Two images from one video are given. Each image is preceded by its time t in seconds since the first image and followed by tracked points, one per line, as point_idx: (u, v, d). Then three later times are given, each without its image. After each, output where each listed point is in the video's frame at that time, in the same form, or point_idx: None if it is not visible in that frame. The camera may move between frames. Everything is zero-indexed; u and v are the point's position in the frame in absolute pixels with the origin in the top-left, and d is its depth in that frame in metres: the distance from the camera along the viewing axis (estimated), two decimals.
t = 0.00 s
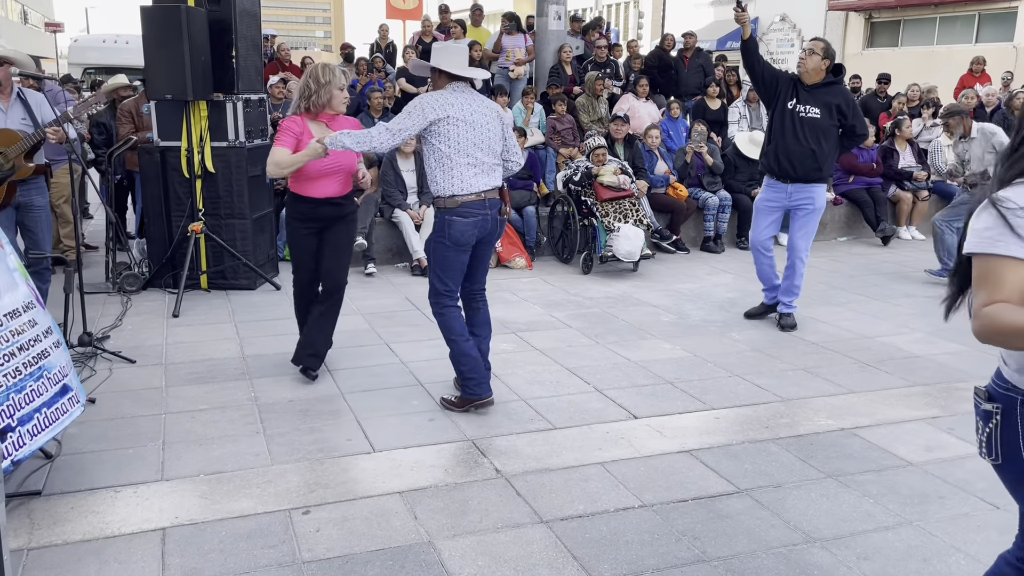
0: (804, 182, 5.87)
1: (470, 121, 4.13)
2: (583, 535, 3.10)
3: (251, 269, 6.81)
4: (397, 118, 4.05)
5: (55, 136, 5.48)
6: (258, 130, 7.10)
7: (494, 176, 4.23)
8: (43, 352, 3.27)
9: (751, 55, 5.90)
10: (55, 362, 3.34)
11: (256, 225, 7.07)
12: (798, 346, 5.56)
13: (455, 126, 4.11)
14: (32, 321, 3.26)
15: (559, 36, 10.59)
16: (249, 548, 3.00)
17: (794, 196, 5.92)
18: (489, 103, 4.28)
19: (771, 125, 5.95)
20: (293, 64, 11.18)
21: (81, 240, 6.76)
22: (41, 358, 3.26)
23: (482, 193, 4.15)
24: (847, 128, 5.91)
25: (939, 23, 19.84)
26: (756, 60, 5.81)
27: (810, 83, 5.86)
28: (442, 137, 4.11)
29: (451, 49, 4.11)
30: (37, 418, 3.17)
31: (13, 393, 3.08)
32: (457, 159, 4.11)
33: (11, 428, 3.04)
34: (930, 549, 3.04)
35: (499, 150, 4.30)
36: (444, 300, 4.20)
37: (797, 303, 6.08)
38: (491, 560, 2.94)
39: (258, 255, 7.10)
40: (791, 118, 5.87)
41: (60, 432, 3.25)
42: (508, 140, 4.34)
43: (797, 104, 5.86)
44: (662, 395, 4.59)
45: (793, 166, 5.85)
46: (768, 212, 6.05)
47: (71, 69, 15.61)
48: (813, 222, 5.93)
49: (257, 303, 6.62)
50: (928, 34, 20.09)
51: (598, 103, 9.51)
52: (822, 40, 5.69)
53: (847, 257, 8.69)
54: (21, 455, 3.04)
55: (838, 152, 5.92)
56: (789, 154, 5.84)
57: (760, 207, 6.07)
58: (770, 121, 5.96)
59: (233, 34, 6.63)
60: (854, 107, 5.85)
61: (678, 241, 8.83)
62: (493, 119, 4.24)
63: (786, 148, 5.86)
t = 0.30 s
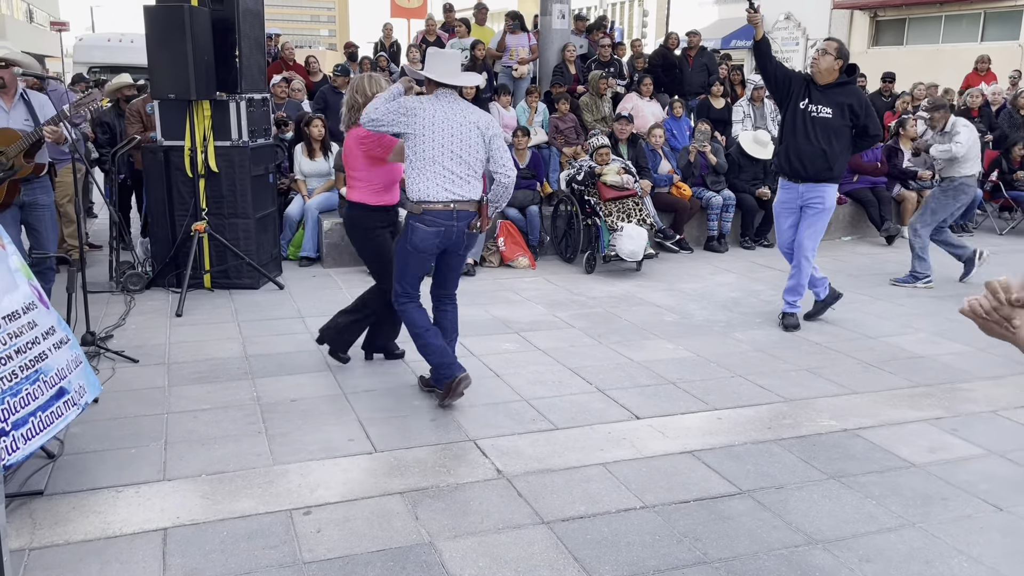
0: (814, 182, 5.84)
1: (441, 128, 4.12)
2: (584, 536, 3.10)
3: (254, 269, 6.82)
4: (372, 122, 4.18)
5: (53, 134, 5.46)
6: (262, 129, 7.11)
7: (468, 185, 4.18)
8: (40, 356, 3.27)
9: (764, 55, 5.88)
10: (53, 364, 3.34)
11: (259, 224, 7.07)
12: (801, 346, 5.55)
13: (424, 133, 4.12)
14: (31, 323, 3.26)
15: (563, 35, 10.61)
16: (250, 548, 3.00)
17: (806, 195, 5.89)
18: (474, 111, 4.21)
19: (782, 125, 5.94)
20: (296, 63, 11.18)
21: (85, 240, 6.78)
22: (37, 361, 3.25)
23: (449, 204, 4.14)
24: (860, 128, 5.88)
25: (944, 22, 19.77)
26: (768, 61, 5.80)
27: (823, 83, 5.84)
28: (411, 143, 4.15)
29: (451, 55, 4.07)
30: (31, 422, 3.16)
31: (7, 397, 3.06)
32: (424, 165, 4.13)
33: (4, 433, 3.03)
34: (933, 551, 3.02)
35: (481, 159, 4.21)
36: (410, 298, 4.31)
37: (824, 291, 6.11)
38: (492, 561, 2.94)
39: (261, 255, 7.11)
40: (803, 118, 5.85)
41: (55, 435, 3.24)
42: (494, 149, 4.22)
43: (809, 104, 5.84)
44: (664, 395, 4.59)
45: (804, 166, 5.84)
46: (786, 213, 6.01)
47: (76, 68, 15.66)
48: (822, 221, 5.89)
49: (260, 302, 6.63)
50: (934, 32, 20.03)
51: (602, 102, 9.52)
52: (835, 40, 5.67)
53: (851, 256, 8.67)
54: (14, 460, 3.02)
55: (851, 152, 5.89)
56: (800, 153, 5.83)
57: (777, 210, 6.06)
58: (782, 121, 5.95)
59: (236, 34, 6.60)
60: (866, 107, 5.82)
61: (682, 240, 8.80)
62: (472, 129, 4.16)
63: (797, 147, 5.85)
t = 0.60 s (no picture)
0: (835, 179, 5.82)
1: (405, 120, 4.20)
2: (591, 537, 3.08)
3: (259, 266, 6.80)
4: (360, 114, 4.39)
5: (58, 140, 5.46)
6: (266, 127, 7.09)
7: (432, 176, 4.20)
8: (40, 357, 3.25)
9: (782, 53, 5.84)
10: (52, 365, 3.32)
11: (264, 222, 7.06)
12: (807, 345, 5.52)
13: (389, 125, 4.24)
14: (31, 324, 3.25)
15: (567, 32, 10.60)
16: (255, 548, 2.99)
17: (826, 191, 5.87)
18: (442, 102, 4.21)
19: (801, 122, 5.92)
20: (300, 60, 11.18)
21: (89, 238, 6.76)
22: (36, 364, 3.23)
23: (413, 194, 4.21)
24: (880, 123, 5.82)
25: (949, 19, 19.69)
26: (787, 58, 5.77)
27: (842, 79, 5.80)
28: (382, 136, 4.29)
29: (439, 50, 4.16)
30: (25, 426, 3.14)
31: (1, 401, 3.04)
32: (390, 156, 4.25)
33: None
34: (943, 553, 3.00)
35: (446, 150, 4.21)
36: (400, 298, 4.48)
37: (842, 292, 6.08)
38: (499, 561, 2.92)
39: (265, 252, 7.09)
40: (822, 114, 5.82)
41: (49, 439, 3.22)
42: (463, 140, 4.19)
43: (829, 100, 5.81)
44: (670, 394, 4.56)
45: (824, 162, 5.81)
46: (808, 210, 6.03)
47: (80, 66, 15.65)
48: (843, 215, 5.85)
49: (264, 300, 6.61)
50: (939, 29, 19.95)
51: (606, 99, 9.50)
52: (854, 37, 5.64)
53: (857, 255, 8.63)
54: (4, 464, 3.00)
55: (871, 148, 5.85)
56: (820, 150, 5.81)
57: (800, 207, 6.07)
58: (802, 118, 5.92)
59: (241, 31, 6.57)
60: (887, 102, 5.76)
61: (687, 238, 8.79)
62: (435, 118, 4.17)
63: (817, 143, 5.82)
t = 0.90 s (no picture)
0: (860, 177, 5.78)
1: (383, 131, 4.21)
2: (608, 543, 3.04)
3: (266, 266, 6.78)
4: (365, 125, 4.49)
5: (64, 134, 5.44)
6: (273, 126, 7.05)
7: (400, 191, 4.17)
8: (50, 362, 3.23)
9: (807, 52, 5.80)
10: (61, 371, 3.29)
11: (271, 222, 7.02)
12: (819, 347, 5.49)
13: (372, 135, 4.27)
14: (41, 329, 3.22)
15: (573, 29, 10.59)
16: (270, 555, 2.96)
17: (853, 189, 5.83)
18: (424, 118, 4.16)
19: (826, 121, 5.88)
20: (305, 59, 11.14)
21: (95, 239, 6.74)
22: (46, 369, 3.20)
23: (380, 206, 4.24)
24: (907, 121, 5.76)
25: (955, 17, 19.62)
26: (812, 56, 5.74)
27: (867, 77, 5.75)
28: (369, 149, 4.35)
29: (439, 60, 4.18)
30: (36, 432, 3.11)
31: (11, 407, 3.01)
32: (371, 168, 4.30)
33: (4, 444, 2.98)
34: (964, 560, 2.96)
35: (417, 166, 4.16)
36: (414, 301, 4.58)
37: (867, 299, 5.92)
38: (516, 568, 2.88)
39: (272, 252, 7.06)
40: (847, 113, 5.78)
41: (60, 445, 3.19)
42: (433, 158, 4.12)
43: (854, 99, 5.76)
44: (683, 397, 4.53)
45: (850, 161, 5.79)
46: (834, 209, 5.99)
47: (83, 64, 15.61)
48: (873, 211, 5.78)
49: (271, 301, 6.58)
50: (946, 27, 19.86)
51: (613, 98, 9.47)
52: (880, 34, 5.60)
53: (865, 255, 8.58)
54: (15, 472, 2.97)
55: (897, 146, 5.81)
56: (845, 148, 5.78)
57: (827, 207, 6.02)
58: (827, 117, 5.88)
59: (248, 30, 6.55)
60: (914, 100, 5.70)
61: (694, 238, 8.75)
62: (409, 134, 4.13)
63: (843, 143, 5.79)
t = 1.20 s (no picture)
0: (892, 178, 5.76)
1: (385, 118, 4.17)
2: (624, 549, 3.01)
3: (272, 266, 6.74)
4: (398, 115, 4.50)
5: (68, 134, 5.40)
6: (278, 125, 7.00)
7: (388, 178, 4.13)
8: (56, 366, 3.19)
9: (838, 50, 5.73)
10: (68, 375, 3.26)
11: (277, 221, 6.99)
12: (830, 347, 5.45)
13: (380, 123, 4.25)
14: (49, 332, 3.19)
15: (577, 28, 10.64)
16: (281, 561, 2.92)
17: (885, 191, 5.81)
18: (414, 103, 4.04)
19: (857, 119, 5.81)
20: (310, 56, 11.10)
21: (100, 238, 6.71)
22: (53, 373, 3.17)
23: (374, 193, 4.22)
24: (939, 121, 5.66)
25: (960, 14, 19.55)
26: (843, 53, 5.66)
27: (899, 75, 5.67)
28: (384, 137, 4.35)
29: (451, 50, 4.11)
30: (44, 436, 3.07)
31: (18, 412, 2.97)
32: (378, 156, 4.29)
33: (12, 449, 2.94)
34: (985, 566, 2.92)
35: (403, 152, 4.06)
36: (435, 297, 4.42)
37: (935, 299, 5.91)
38: (530, 574, 2.85)
39: (278, 252, 7.02)
40: (877, 111, 5.69)
41: (68, 450, 3.16)
42: (412, 146, 3.98)
43: (885, 97, 5.67)
44: (694, 398, 4.49)
45: (879, 160, 5.74)
46: (861, 209, 5.94)
47: (85, 61, 15.56)
48: (908, 213, 5.78)
49: (277, 300, 6.55)
50: (950, 24, 19.78)
51: (618, 96, 9.43)
52: (913, 31, 5.49)
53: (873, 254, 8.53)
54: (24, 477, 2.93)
55: (929, 145, 5.71)
56: (875, 146, 5.73)
57: (853, 206, 5.96)
58: (857, 115, 5.82)
59: (254, 27, 6.51)
60: (947, 99, 5.60)
61: (701, 236, 8.68)
62: (396, 119, 4.05)
63: (873, 142, 5.73)
